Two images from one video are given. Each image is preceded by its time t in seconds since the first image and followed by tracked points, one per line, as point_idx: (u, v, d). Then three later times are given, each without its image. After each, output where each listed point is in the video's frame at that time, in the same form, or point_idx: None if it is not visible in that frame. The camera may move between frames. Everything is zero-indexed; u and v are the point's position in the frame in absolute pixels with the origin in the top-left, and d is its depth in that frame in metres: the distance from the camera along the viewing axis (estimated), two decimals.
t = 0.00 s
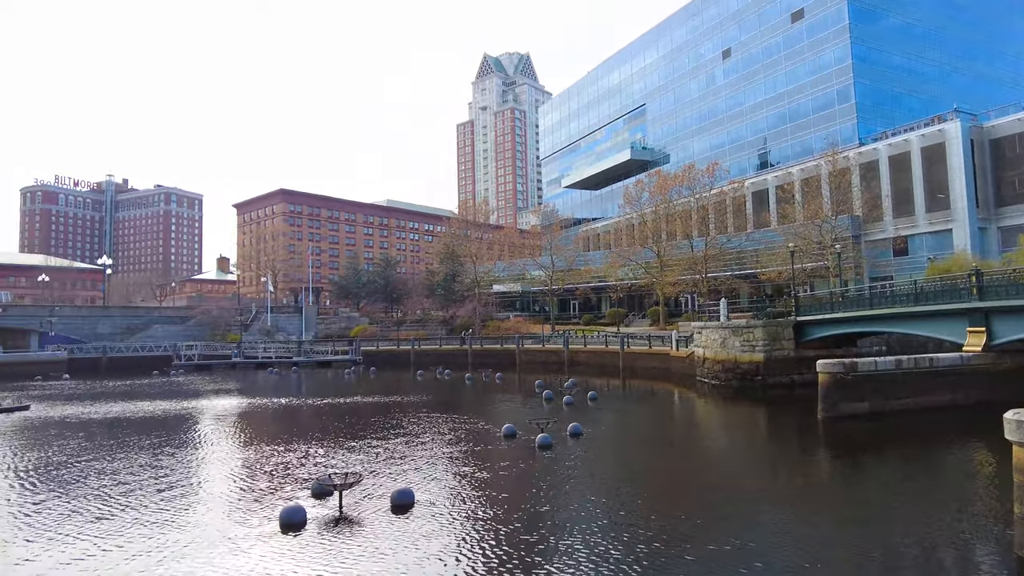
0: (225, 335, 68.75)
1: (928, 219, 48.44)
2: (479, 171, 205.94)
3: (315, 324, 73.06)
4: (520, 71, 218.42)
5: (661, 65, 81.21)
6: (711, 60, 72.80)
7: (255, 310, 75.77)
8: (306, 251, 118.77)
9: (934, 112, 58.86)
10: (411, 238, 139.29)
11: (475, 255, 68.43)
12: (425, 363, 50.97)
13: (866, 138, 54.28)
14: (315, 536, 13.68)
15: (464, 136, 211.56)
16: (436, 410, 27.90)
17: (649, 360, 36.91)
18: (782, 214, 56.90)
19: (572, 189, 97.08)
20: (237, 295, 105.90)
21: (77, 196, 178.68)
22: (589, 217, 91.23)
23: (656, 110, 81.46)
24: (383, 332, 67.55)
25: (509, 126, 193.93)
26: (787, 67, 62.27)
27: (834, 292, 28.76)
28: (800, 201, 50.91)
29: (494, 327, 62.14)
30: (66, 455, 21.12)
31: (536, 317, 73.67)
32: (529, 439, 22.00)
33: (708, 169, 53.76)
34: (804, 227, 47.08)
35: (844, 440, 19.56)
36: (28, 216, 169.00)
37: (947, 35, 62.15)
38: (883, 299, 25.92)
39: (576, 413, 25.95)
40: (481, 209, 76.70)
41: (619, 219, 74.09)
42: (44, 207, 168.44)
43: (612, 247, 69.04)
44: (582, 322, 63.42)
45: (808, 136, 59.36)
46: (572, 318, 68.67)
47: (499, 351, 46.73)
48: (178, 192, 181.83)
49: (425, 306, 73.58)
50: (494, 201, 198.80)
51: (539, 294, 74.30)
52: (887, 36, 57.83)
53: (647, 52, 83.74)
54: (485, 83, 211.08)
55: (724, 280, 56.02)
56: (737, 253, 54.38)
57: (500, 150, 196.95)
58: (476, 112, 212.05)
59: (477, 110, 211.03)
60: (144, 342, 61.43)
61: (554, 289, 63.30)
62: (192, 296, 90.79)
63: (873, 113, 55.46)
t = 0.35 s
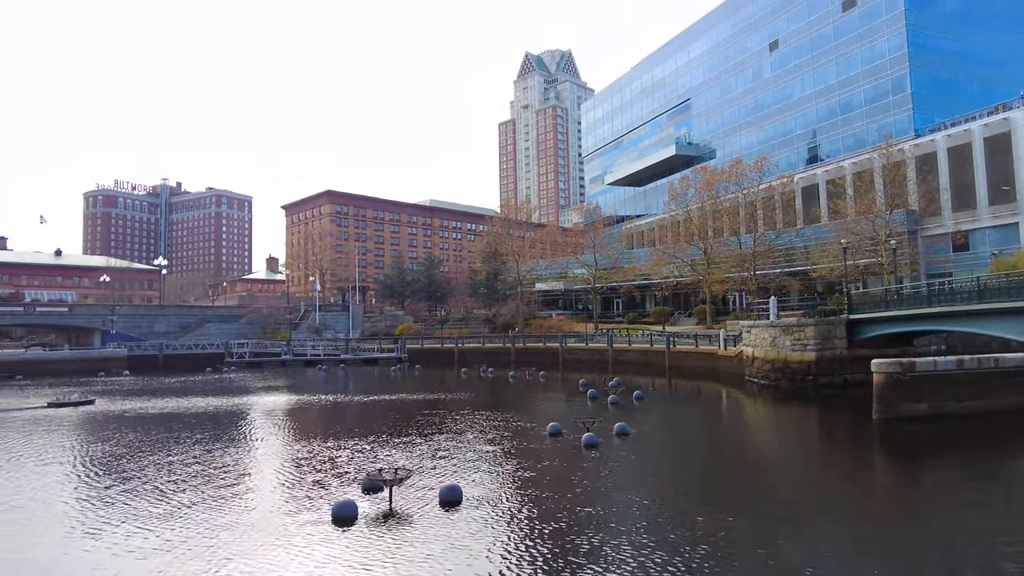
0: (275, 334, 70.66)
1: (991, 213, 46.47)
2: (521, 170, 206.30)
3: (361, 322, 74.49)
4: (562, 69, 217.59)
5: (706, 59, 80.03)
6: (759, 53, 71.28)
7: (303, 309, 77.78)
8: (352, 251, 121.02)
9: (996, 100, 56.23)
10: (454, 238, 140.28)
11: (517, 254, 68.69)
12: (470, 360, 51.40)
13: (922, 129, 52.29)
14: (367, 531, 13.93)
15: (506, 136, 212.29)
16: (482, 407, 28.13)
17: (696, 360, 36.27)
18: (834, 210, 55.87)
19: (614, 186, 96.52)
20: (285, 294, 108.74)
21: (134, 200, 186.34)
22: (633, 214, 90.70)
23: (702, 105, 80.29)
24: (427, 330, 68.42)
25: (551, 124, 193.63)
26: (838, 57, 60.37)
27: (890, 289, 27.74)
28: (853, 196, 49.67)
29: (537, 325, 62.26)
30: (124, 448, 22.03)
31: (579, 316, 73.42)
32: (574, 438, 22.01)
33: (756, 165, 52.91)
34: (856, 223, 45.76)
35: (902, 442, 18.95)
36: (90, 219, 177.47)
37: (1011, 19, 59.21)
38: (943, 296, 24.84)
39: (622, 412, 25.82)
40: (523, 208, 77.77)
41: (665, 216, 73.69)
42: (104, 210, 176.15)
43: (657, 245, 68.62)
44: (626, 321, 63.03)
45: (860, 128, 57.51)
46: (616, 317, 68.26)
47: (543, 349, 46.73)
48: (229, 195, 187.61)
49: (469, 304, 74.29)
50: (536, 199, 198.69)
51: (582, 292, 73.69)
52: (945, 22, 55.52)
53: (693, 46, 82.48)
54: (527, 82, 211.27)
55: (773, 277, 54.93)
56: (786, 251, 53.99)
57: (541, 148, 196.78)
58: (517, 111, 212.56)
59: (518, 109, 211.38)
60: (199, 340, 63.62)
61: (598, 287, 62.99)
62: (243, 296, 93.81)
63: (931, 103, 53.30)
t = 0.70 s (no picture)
0: (317, 332, 72.11)
1: None
2: (558, 168, 205.86)
3: (401, 321, 75.43)
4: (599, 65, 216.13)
5: (746, 52, 78.67)
6: (802, 44, 69.48)
7: (344, 308, 79.15)
8: (391, 250, 122.56)
9: None
10: (492, 237, 140.46)
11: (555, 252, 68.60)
12: (509, 359, 51.55)
13: (977, 119, 50.25)
14: (411, 527, 14.20)
15: (543, 134, 212.20)
16: (522, 406, 28.19)
17: (739, 358, 35.56)
18: (881, 204, 54.29)
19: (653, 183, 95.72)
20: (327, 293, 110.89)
21: (181, 202, 192.68)
22: (674, 210, 89.48)
23: (743, 99, 78.86)
24: (466, 328, 68.95)
25: (589, 121, 192.45)
26: (886, 46, 58.39)
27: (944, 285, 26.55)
28: (902, 190, 48.18)
29: (576, 324, 62.12)
30: (173, 443, 22.77)
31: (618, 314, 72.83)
32: (616, 437, 21.89)
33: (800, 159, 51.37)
34: (906, 217, 44.30)
35: (957, 443, 18.27)
36: (141, 222, 184.60)
37: None
38: (1001, 293, 23.52)
39: (664, 412, 25.55)
40: (560, 206, 77.45)
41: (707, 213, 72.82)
42: (154, 213, 183.11)
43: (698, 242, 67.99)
44: (666, 319, 62.31)
45: (910, 119, 55.62)
46: (657, 315, 67.60)
47: (582, 348, 46.54)
48: (273, 197, 191.87)
49: (508, 303, 74.59)
50: (573, 196, 197.77)
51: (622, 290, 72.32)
52: (1002, 6, 53.14)
53: (734, 39, 80.96)
54: (564, 79, 210.77)
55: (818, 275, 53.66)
56: (832, 247, 52.87)
57: (579, 146, 195.90)
58: (554, 109, 212.24)
59: (555, 106, 210.63)
60: (244, 339, 65.39)
61: (638, 285, 62.48)
62: (287, 297, 96.09)
63: (986, 91, 51.14)
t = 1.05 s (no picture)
0: (357, 331, 73.33)
1: None
2: (594, 165, 204.87)
3: (438, 320, 76.10)
4: (636, 61, 213.94)
5: (787, 44, 76.97)
6: (845, 34, 67.44)
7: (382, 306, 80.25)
8: (428, 249, 123.74)
9: None
10: (528, 235, 140.39)
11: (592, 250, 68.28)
12: (546, 357, 51.51)
13: None
14: (453, 524, 14.35)
15: (578, 131, 211.38)
16: (561, 404, 28.20)
17: (782, 356, 34.75)
18: (931, 197, 52.74)
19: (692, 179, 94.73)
20: (365, 292, 112.61)
21: (224, 204, 198.32)
22: (713, 207, 88.73)
23: (784, 92, 77.25)
24: (503, 327, 69.30)
25: (625, 117, 190.93)
26: (935, 34, 56.21)
27: (998, 280, 25.40)
28: (952, 183, 46.57)
29: (615, 322, 61.92)
30: (218, 439, 23.50)
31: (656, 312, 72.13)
32: (656, 437, 21.75)
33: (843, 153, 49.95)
34: (957, 211, 42.80)
35: (1013, 444, 17.60)
36: (187, 224, 191.13)
37: None
38: None
39: (705, 411, 25.25)
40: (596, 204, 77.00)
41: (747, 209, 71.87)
42: (198, 215, 189.33)
43: (738, 238, 67.36)
44: (706, 317, 61.57)
45: (962, 109, 53.64)
46: (696, 313, 66.79)
47: (619, 347, 46.22)
48: (312, 198, 195.57)
49: (546, 302, 74.80)
50: (609, 193, 196.51)
51: (660, 288, 71.92)
52: None
53: (775, 31, 79.15)
54: (599, 75, 209.39)
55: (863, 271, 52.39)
56: (877, 243, 51.55)
57: (615, 142, 194.51)
58: (590, 106, 211.04)
59: (591, 103, 209.48)
60: (286, 337, 66.85)
61: (677, 282, 61.89)
62: (326, 297, 97.93)
63: None
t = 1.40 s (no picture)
0: (396, 329, 74.27)
1: None
2: (631, 160, 203.16)
3: (475, 317, 76.60)
4: (673, 54, 210.73)
5: (830, 33, 74.78)
6: (891, 21, 65.14)
7: (421, 304, 81.15)
8: (466, 248, 124.40)
9: None
10: (565, 232, 139.77)
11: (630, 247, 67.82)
12: (584, 355, 51.35)
13: None
14: (494, 521, 14.49)
15: (615, 127, 210.00)
16: (600, 402, 28.10)
17: (827, 354, 34.00)
18: (986, 188, 50.78)
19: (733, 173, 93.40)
20: (405, 290, 114.15)
21: (267, 205, 203.33)
22: (754, 201, 87.59)
23: (827, 83, 75.23)
24: (540, 325, 69.31)
25: (662, 112, 188.38)
26: (988, 18, 53.76)
27: None
28: (1008, 173, 44.71)
29: (654, 320, 61.53)
30: (262, 434, 24.16)
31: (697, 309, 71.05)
32: (697, 435, 21.54)
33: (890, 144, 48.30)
34: (1015, 203, 41.08)
35: None
36: (231, 225, 196.76)
37: None
38: None
39: (748, 409, 24.87)
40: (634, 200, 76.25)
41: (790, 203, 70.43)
42: (241, 216, 194.72)
43: (780, 234, 66.06)
44: (748, 314, 60.74)
45: (1019, 96, 51.29)
46: (738, 310, 65.77)
47: (658, 345, 45.78)
48: (351, 198, 198.41)
49: (584, 299, 75.26)
50: (647, 189, 194.37)
51: (700, 284, 70.90)
52: None
53: (817, 20, 76.97)
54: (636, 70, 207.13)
55: (913, 266, 50.86)
56: (927, 237, 49.91)
57: (653, 137, 192.38)
58: (626, 100, 209.06)
59: (627, 98, 207.16)
60: (327, 335, 68.18)
61: (718, 279, 61.11)
62: (367, 296, 99.69)
63: None
